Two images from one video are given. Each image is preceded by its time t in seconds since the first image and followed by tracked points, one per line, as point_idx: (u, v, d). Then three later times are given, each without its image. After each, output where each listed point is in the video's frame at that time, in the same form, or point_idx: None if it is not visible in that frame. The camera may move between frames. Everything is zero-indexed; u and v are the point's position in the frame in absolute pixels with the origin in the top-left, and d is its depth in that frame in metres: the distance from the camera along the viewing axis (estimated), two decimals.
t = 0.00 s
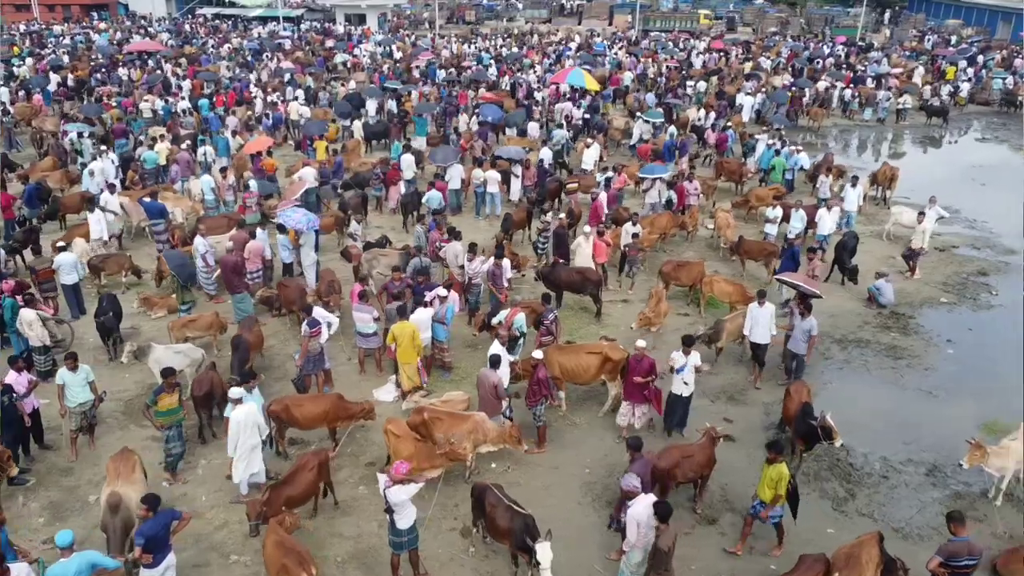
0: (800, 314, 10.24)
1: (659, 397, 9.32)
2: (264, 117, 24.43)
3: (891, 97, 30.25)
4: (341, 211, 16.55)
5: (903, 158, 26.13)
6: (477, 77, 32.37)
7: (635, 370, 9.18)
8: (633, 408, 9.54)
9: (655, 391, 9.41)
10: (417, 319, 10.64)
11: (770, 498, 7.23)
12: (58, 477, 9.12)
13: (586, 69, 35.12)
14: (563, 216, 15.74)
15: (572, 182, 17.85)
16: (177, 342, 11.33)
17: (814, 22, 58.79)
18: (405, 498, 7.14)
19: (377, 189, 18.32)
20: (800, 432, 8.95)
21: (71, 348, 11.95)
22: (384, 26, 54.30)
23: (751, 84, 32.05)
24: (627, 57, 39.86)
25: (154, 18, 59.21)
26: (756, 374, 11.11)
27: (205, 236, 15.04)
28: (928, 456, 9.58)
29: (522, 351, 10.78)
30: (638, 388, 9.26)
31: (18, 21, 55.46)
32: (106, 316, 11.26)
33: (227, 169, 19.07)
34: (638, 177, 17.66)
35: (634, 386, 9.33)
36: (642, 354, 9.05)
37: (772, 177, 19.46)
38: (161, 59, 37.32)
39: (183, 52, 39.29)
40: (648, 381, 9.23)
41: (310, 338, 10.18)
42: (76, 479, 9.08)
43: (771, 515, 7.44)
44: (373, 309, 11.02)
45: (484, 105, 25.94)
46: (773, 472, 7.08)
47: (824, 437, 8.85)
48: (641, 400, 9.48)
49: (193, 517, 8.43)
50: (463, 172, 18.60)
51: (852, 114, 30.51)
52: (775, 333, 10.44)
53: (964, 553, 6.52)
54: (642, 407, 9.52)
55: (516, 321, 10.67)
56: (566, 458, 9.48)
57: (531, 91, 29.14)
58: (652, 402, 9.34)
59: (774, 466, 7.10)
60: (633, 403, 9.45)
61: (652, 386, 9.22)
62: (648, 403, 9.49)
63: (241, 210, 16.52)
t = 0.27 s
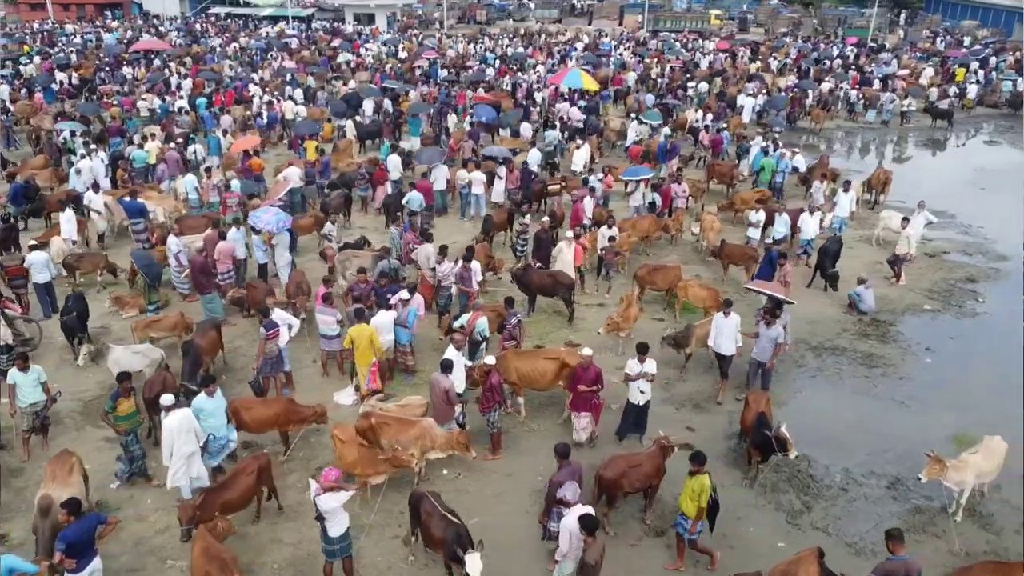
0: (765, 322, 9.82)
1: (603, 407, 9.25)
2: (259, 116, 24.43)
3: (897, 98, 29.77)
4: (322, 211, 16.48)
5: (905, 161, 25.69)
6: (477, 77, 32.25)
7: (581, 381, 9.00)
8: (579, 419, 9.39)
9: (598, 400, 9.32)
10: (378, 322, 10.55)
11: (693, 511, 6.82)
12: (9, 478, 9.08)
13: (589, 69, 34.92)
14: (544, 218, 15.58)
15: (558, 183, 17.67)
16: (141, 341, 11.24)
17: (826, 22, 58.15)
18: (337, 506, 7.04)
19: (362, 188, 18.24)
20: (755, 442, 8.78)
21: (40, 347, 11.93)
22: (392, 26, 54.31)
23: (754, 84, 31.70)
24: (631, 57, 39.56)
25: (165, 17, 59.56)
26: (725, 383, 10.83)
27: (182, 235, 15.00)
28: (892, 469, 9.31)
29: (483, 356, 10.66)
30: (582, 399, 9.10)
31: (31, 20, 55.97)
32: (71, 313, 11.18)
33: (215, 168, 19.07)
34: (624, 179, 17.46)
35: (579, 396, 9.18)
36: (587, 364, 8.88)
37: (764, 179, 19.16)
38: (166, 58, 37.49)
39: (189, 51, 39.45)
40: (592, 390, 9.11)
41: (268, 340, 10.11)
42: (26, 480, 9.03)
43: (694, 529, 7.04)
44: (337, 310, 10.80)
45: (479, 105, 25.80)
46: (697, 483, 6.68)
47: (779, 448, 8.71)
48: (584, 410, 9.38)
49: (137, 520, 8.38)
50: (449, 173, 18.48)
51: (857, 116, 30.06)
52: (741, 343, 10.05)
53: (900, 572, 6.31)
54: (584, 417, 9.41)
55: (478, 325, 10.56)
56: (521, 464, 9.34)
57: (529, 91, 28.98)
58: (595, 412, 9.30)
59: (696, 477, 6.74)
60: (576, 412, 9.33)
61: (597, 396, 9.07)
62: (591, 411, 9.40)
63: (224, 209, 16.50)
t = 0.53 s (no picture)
0: (724, 332, 9.56)
1: (548, 422, 8.77)
2: (254, 115, 24.47)
3: (901, 101, 29.31)
4: (305, 212, 16.44)
5: (907, 165, 25.28)
6: (478, 77, 32.15)
7: (523, 392, 8.68)
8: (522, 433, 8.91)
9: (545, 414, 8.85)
10: (338, 325, 10.48)
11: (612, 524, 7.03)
12: None
13: (592, 71, 34.74)
14: (524, 221, 15.45)
15: (543, 185, 17.53)
16: (104, 342, 11.25)
17: (840, 23, 57.51)
18: (265, 515, 6.97)
19: (348, 189, 18.20)
20: (706, 452, 8.61)
21: (7, 346, 11.95)
22: (400, 26, 54.43)
23: (757, 85, 31.35)
24: (636, 58, 39.29)
25: (178, 16, 60.00)
26: (689, 390, 10.63)
27: (161, 233, 15.01)
28: (851, 482, 9.10)
29: (444, 360, 10.56)
30: (524, 411, 8.71)
31: (46, 19, 56.56)
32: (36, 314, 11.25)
33: (204, 168, 19.11)
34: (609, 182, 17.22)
35: (522, 408, 8.78)
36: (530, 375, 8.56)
37: (755, 181, 18.91)
38: (172, 57, 37.71)
39: (195, 50, 39.64)
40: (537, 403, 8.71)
41: (224, 343, 10.03)
42: None
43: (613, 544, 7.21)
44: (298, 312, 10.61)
45: (475, 105, 25.69)
46: (617, 496, 6.94)
47: (730, 460, 8.53)
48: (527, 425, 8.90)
49: (78, 523, 8.34)
50: (434, 174, 18.37)
51: (861, 119, 29.63)
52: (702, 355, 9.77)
53: None
54: (528, 433, 8.89)
55: (439, 329, 10.50)
56: (472, 471, 9.20)
57: (528, 92, 28.84)
58: (537, 427, 8.79)
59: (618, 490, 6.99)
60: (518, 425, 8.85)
61: (539, 409, 8.68)
62: (536, 428, 8.88)
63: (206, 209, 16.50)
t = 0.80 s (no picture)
0: (672, 343, 9.35)
1: (484, 435, 8.67)
2: (249, 115, 24.54)
3: (905, 103, 28.92)
4: (286, 214, 16.44)
5: (907, 168, 24.90)
6: (477, 77, 32.07)
7: (461, 405, 8.56)
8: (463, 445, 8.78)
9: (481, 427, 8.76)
10: (296, 328, 10.40)
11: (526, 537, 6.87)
12: None
13: (594, 72, 34.58)
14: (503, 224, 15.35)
15: (527, 187, 17.42)
16: (66, 343, 11.25)
17: (852, 24, 56.91)
18: (192, 522, 6.87)
19: (333, 190, 18.18)
20: (654, 462, 8.51)
21: None
22: (408, 26, 54.49)
23: (759, 87, 31.05)
24: (641, 58, 39.05)
25: (189, 16, 60.39)
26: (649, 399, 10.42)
27: (139, 233, 15.03)
28: (806, 492, 8.92)
29: (402, 365, 10.44)
30: (461, 424, 8.60)
31: (59, 19, 57.13)
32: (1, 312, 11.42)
33: (191, 168, 19.17)
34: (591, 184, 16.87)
35: (460, 421, 8.67)
36: (468, 389, 8.42)
37: (744, 184, 18.68)
38: (177, 57, 37.93)
39: (200, 50, 39.85)
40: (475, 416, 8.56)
41: (179, 345, 9.99)
42: None
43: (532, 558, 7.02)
44: (257, 315, 10.55)
45: (470, 106, 25.62)
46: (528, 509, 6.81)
47: (677, 471, 8.44)
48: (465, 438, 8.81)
49: (20, 527, 8.31)
50: (419, 176, 18.31)
51: (864, 121, 29.23)
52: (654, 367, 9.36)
53: None
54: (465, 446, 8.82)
55: (398, 333, 10.35)
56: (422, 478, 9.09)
57: (526, 93, 28.73)
58: (473, 440, 8.70)
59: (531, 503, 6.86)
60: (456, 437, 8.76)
61: (476, 423, 8.57)
62: (473, 440, 8.80)
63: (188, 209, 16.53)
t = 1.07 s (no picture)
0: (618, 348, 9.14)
1: (417, 443, 8.45)
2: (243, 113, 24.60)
3: (907, 105, 28.53)
4: (265, 212, 16.43)
5: (905, 171, 24.55)
6: (476, 77, 32.02)
7: (395, 412, 8.32)
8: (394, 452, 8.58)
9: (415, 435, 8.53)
10: (252, 328, 10.33)
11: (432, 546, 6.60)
12: None
13: (595, 72, 34.42)
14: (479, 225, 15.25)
15: (509, 186, 17.30)
16: (28, 341, 11.30)
17: (863, 24, 56.32)
18: (118, 521, 6.78)
19: (316, 189, 18.16)
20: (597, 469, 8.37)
21: None
22: (416, 25, 54.57)
23: (760, 87, 30.77)
24: (645, 58, 38.83)
25: (200, 15, 60.83)
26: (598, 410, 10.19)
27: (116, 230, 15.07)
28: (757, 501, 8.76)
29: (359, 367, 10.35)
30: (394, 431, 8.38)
31: (71, 17, 57.69)
32: None
33: (177, 166, 19.22)
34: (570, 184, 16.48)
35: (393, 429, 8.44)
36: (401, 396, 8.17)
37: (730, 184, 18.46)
38: (182, 55, 38.16)
39: (205, 48, 40.07)
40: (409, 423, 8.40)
41: (132, 345, 9.91)
42: None
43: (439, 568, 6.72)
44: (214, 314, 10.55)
45: (464, 105, 25.54)
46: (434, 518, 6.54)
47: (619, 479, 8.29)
48: (398, 446, 8.59)
49: None
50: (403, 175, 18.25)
51: (866, 122, 28.81)
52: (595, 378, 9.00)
53: None
54: (398, 454, 8.59)
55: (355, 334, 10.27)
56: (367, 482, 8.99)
57: (523, 94, 28.66)
58: (406, 447, 8.48)
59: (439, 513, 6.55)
60: (389, 445, 8.54)
61: (409, 430, 8.35)
62: (407, 449, 8.57)
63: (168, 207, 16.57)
